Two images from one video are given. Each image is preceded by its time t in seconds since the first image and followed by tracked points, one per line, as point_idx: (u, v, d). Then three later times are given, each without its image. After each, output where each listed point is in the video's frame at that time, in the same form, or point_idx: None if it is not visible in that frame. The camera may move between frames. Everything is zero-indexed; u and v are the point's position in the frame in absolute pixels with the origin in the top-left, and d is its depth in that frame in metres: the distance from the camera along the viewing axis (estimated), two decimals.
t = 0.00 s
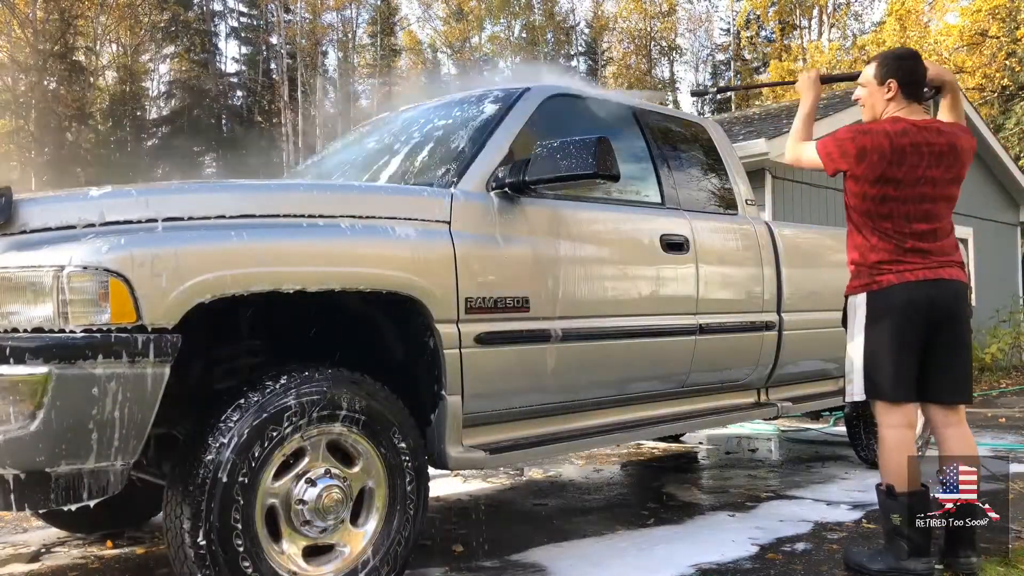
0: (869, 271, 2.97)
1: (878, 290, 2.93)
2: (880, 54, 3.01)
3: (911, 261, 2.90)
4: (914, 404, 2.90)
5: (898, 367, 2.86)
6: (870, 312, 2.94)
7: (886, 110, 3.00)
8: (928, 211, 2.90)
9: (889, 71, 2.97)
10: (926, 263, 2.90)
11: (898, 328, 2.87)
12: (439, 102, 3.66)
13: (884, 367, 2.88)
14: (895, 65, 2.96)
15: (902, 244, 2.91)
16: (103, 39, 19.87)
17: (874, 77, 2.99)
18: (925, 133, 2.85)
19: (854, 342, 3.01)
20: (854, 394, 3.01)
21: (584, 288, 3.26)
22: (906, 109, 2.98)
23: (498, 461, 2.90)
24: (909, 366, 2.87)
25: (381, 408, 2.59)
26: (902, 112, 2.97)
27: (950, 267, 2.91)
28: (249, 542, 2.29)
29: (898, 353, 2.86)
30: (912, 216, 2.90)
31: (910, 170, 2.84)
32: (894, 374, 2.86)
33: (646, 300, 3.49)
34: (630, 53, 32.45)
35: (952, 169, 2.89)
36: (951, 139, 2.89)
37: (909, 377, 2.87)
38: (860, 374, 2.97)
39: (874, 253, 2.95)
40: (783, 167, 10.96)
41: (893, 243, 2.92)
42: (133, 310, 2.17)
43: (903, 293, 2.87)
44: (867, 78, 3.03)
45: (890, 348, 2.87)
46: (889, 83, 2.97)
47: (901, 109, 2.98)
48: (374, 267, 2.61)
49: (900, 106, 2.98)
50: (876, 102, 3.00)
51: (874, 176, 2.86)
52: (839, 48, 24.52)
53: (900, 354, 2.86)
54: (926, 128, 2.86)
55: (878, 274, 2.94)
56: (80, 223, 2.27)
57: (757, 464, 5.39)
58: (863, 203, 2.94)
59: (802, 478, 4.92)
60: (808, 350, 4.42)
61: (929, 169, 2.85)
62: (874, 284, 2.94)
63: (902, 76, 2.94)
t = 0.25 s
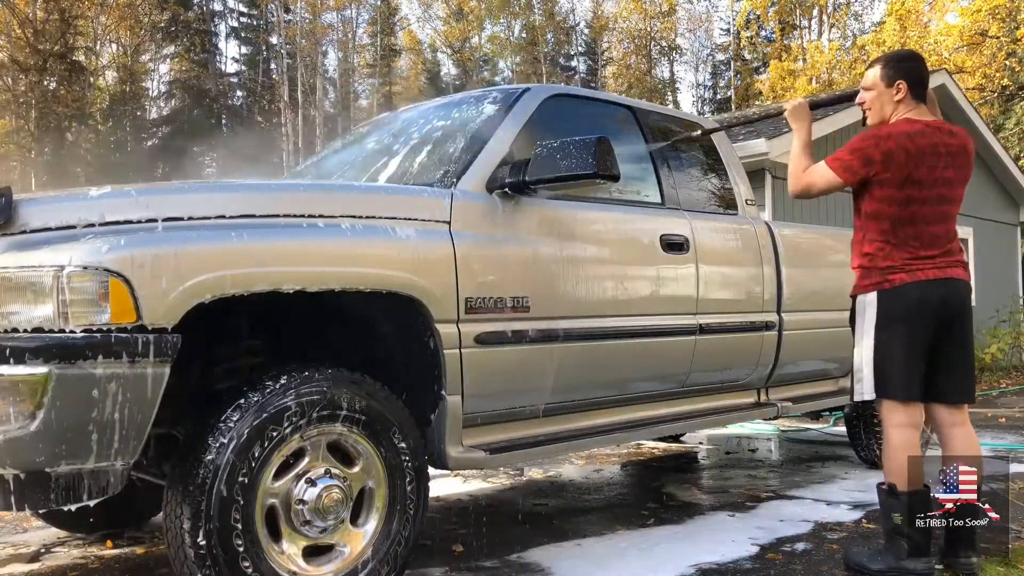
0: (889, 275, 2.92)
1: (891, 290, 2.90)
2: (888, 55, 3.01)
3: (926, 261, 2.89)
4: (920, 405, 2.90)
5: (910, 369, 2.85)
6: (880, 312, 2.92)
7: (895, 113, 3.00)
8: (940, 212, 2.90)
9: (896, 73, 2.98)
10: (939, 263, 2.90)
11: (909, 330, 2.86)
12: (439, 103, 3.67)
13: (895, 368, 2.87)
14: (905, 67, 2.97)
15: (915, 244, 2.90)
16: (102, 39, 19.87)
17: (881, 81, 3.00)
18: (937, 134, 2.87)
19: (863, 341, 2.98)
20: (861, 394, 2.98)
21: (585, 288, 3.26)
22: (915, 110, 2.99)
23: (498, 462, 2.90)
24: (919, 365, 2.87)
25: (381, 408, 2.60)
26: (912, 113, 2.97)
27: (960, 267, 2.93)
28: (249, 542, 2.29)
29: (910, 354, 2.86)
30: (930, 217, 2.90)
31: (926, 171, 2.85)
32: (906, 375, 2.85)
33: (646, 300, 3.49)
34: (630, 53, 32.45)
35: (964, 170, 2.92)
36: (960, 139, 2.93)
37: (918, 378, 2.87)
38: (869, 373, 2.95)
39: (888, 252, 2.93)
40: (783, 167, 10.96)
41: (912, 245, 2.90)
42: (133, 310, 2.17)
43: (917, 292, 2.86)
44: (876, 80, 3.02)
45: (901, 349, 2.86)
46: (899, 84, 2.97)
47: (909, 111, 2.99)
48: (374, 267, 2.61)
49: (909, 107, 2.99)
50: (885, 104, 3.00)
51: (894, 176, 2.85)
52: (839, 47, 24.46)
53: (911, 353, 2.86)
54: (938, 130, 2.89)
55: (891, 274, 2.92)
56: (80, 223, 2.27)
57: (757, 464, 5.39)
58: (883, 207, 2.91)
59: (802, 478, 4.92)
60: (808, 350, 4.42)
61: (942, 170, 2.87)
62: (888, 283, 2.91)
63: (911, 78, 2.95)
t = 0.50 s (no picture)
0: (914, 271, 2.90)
1: (917, 287, 2.88)
2: (915, 54, 3.01)
3: (950, 259, 2.90)
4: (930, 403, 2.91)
5: (933, 371, 2.85)
6: (905, 312, 2.90)
7: (922, 111, 2.99)
8: (965, 211, 2.92)
9: (923, 71, 2.98)
10: (962, 262, 2.91)
11: (932, 331, 2.86)
12: (439, 102, 3.66)
13: (918, 369, 2.85)
14: (932, 65, 2.97)
15: (940, 242, 2.90)
16: (102, 38, 19.84)
17: (908, 79, 2.99)
18: (964, 134, 2.89)
19: (884, 340, 2.96)
20: (881, 392, 2.96)
21: (585, 288, 3.25)
22: (939, 110, 3.00)
23: (498, 462, 2.89)
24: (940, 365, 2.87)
25: (381, 408, 2.59)
26: (938, 111, 2.99)
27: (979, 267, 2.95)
28: (248, 543, 2.29)
29: (932, 356, 2.86)
30: (956, 216, 2.90)
31: (954, 169, 2.86)
32: (928, 377, 2.85)
33: (646, 300, 3.49)
34: (630, 53, 32.36)
35: (986, 171, 2.95)
36: (981, 141, 2.97)
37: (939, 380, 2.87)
38: (890, 371, 2.93)
39: (913, 250, 2.91)
40: (783, 167, 10.96)
41: (937, 241, 2.90)
42: (132, 310, 2.17)
43: (942, 291, 2.85)
44: (903, 78, 3.01)
45: (925, 351, 2.86)
46: (926, 83, 2.97)
47: (934, 111, 2.99)
48: (374, 268, 2.61)
49: (934, 106, 2.99)
50: (912, 102, 3.00)
51: (925, 173, 2.84)
52: (839, 47, 24.39)
53: (934, 353, 2.86)
54: (963, 130, 2.91)
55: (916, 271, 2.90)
56: (79, 223, 2.26)
57: (758, 464, 5.39)
58: (912, 202, 2.89)
59: (802, 478, 4.92)
60: (808, 351, 4.41)
61: (967, 169, 2.89)
62: (915, 280, 2.89)
63: (939, 76, 2.96)
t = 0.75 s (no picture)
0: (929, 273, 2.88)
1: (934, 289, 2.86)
2: (920, 58, 3.01)
3: (967, 259, 2.88)
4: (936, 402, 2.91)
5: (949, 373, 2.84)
6: (924, 312, 2.86)
7: (930, 113, 2.99)
8: (979, 210, 2.90)
9: (929, 74, 2.98)
10: (978, 262, 2.89)
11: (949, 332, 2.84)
12: (439, 102, 3.66)
13: (935, 370, 2.84)
14: (937, 68, 2.97)
15: (955, 243, 2.88)
16: (102, 38, 19.80)
17: (914, 82, 2.99)
18: (973, 134, 2.88)
19: (899, 339, 2.93)
20: (892, 390, 2.94)
21: (585, 288, 3.25)
22: (948, 111, 3.00)
23: (498, 462, 2.89)
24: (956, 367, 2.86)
25: (381, 408, 2.59)
26: (946, 112, 2.99)
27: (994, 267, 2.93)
28: (249, 543, 2.29)
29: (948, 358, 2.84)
30: (970, 216, 2.88)
31: (964, 168, 2.85)
32: (944, 378, 2.84)
33: (647, 300, 3.49)
34: (630, 53, 32.31)
35: (998, 170, 2.93)
36: (991, 140, 2.95)
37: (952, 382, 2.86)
38: (907, 373, 2.89)
39: (929, 251, 2.89)
40: (783, 167, 10.96)
41: (952, 243, 2.88)
42: (132, 310, 2.17)
43: (960, 292, 2.83)
44: (909, 82, 3.01)
45: (942, 352, 2.84)
46: (933, 85, 2.97)
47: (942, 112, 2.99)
48: (374, 267, 2.61)
49: (943, 108, 2.99)
50: (920, 105, 3.00)
51: (936, 174, 2.83)
52: (839, 47, 24.37)
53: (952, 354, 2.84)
54: (972, 130, 2.90)
55: (932, 273, 2.88)
56: (79, 223, 2.26)
57: (758, 464, 5.39)
58: (926, 206, 2.88)
59: (802, 478, 4.92)
60: (808, 351, 4.41)
61: (979, 168, 2.87)
62: (930, 281, 2.87)
63: (945, 79, 2.96)
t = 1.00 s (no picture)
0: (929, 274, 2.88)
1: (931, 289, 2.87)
2: (907, 60, 3.02)
3: (966, 259, 2.88)
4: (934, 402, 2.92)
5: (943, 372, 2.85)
6: (920, 312, 2.88)
7: (922, 115, 3.00)
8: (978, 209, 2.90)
9: (918, 75, 2.99)
10: (977, 261, 2.89)
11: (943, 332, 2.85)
12: (439, 102, 3.66)
13: (928, 371, 2.85)
14: (925, 68, 2.98)
15: (954, 243, 2.87)
16: (102, 38, 19.77)
17: (904, 85, 3.01)
18: (969, 133, 2.88)
19: (894, 339, 2.96)
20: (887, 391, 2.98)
21: (584, 289, 3.25)
22: (939, 110, 3.01)
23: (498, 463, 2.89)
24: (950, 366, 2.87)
25: (381, 408, 2.59)
26: (938, 112, 2.99)
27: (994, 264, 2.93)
28: (249, 542, 2.29)
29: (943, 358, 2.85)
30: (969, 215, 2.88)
31: (961, 167, 2.84)
32: (937, 378, 2.84)
33: (647, 301, 3.49)
34: (630, 53, 32.10)
35: (994, 168, 2.93)
36: (987, 137, 2.95)
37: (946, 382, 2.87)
38: (901, 372, 2.92)
39: (926, 252, 2.90)
40: (783, 167, 10.95)
41: (952, 243, 2.87)
42: (132, 310, 2.17)
43: (955, 292, 2.83)
44: (898, 84, 3.03)
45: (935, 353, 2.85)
46: (922, 86, 2.98)
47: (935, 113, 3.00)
48: (373, 267, 2.61)
49: (935, 107, 3.00)
50: (911, 106, 3.01)
51: (932, 175, 2.83)
52: (839, 47, 24.35)
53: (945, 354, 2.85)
54: (967, 129, 2.90)
55: (930, 274, 2.88)
56: (79, 223, 2.26)
57: (758, 464, 5.39)
58: (923, 208, 2.88)
59: (802, 478, 4.92)
60: (808, 351, 4.41)
61: (975, 166, 2.87)
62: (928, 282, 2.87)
63: (935, 78, 2.97)
